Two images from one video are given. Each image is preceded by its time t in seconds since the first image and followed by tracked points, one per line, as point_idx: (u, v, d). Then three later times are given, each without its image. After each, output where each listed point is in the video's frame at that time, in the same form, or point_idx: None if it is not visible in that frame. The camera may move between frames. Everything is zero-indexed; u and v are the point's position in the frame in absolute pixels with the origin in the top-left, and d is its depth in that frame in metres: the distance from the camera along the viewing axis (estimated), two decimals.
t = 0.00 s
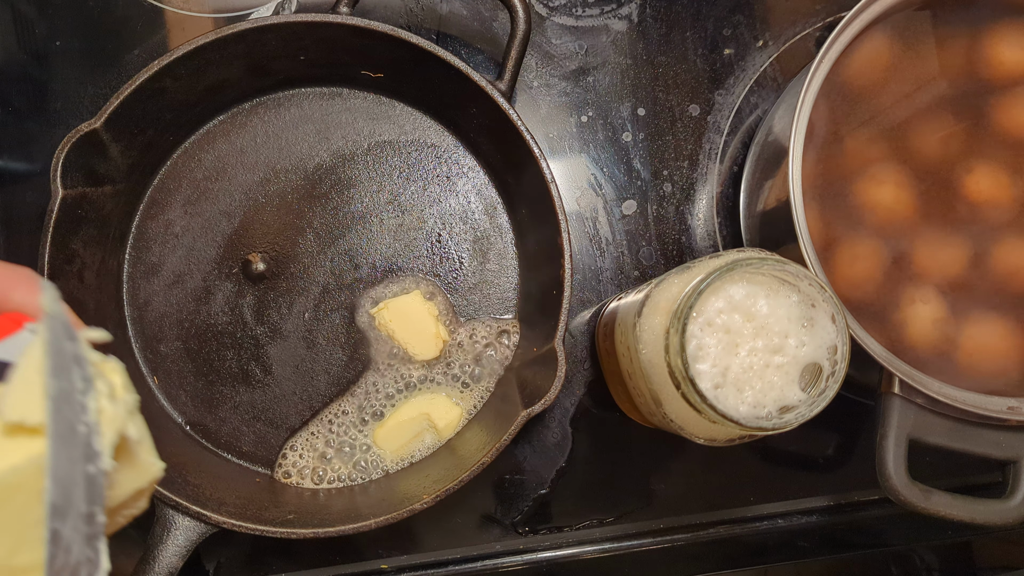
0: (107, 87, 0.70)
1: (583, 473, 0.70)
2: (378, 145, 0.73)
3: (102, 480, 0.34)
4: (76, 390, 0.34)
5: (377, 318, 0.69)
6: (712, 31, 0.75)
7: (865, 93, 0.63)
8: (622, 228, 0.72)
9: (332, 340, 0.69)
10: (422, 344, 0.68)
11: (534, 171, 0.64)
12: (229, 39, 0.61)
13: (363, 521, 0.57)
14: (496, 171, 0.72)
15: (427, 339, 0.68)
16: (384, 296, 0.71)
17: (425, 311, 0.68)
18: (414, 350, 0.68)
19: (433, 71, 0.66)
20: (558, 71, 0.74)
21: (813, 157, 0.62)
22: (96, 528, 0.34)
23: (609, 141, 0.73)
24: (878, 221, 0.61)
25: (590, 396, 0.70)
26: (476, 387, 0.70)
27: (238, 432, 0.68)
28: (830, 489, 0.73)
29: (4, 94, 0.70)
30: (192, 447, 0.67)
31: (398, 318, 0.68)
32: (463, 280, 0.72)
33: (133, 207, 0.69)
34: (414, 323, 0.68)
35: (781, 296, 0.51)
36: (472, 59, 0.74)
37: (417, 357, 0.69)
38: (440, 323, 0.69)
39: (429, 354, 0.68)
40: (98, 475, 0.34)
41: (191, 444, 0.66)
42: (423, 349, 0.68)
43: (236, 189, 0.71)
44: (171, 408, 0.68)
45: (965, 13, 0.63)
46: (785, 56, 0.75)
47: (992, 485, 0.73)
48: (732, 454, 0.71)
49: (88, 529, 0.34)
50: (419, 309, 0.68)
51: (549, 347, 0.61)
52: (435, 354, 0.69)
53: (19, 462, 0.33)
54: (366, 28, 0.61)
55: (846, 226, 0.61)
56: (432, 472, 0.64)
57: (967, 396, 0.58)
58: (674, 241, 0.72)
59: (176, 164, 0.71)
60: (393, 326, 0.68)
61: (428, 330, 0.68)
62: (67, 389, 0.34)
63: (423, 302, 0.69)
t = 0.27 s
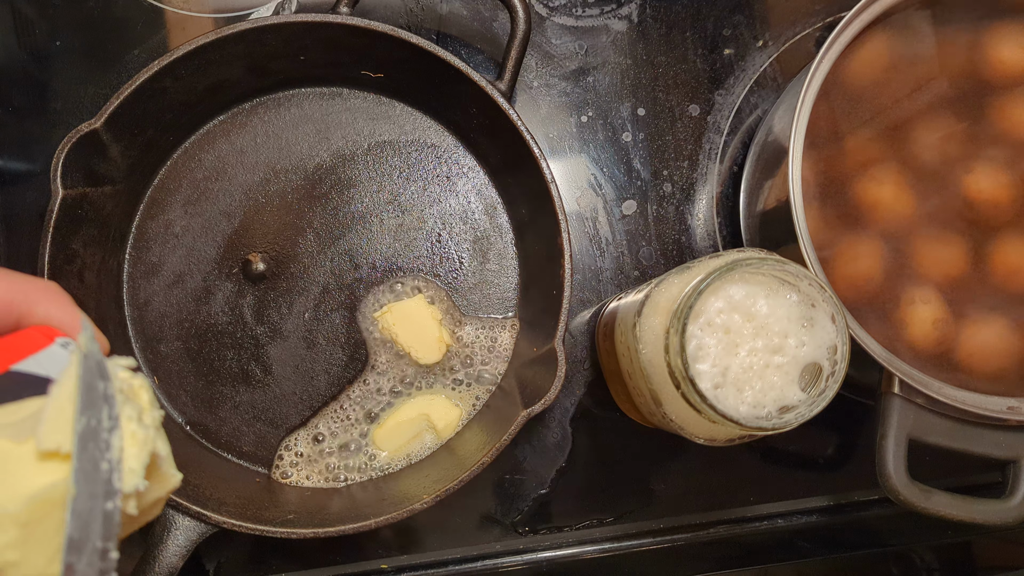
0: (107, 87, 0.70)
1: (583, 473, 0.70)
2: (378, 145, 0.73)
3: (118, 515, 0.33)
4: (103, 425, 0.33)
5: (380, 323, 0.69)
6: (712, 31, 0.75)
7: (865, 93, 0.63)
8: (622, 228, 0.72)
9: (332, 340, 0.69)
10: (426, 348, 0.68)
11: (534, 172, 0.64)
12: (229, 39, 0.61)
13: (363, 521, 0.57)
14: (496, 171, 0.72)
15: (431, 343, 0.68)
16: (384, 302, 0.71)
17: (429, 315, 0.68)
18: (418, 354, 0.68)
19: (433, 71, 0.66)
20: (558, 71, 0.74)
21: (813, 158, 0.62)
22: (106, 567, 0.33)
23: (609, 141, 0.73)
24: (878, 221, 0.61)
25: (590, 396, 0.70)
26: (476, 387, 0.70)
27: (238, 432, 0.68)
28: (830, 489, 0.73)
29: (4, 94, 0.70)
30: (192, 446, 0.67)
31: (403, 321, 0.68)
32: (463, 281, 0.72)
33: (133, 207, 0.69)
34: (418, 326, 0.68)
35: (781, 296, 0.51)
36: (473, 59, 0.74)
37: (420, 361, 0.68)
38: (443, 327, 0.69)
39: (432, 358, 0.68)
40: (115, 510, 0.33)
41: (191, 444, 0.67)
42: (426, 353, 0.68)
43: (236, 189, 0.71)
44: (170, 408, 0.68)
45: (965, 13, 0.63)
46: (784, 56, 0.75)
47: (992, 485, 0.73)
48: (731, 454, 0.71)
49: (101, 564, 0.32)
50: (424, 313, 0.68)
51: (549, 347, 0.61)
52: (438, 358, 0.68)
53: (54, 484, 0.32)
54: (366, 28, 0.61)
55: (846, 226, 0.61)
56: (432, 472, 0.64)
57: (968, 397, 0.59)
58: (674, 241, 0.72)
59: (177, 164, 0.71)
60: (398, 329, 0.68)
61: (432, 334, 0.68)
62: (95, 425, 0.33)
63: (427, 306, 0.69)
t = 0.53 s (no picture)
0: (107, 87, 0.70)
1: (583, 472, 0.70)
2: (378, 145, 0.73)
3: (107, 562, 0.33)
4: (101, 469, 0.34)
5: (382, 326, 0.69)
6: (712, 31, 0.75)
7: (865, 93, 0.63)
8: (622, 228, 0.72)
9: (332, 340, 0.69)
10: (428, 351, 0.69)
11: (534, 171, 0.64)
12: (228, 39, 0.61)
13: (363, 521, 0.57)
14: (496, 171, 0.72)
15: (433, 346, 0.69)
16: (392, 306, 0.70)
17: (431, 319, 0.69)
18: (420, 357, 0.69)
19: (433, 71, 0.66)
20: (558, 71, 0.74)
21: (813, 158, 0.62)
22: None
23: (609, 141, 0.73)
24: (878, 221, 0.61)
25: (590, 396, 0.70)
26: (476, 387, 0.70)
27: (238, 432, 0.68)
28: (830, 489, 0.73)
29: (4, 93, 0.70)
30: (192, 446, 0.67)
31: (406, 324, 0.69)
32: (463, 280, 0.72)
33: (133, 207, 0.69)
34: (421, 330, 0.68)
35: (781, 296, 0.51)
36: (472, 59, 0.74)
37: (421, 364, 0.69)
38: (446, 331, 0.70)
39: (434, 361, 0.69)
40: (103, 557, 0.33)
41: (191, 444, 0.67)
42: (429, 356, 0.69)
43: (236, 189, 0.71)
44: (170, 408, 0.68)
45: (965, 13, 0.63)
46: (785, 56, 0.75)
47: (992, 485, 0.73)
48: (732, 454, 0.71)
49: None
50: (426, 316, 0.69)
51: (549, 347, 0.61)
52: (440, 362, 0.69)
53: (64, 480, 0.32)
54: (366, 28, 0.61)
55: (846, 226, 0.61)
56: (431, 472, 0.64)
57: (967, 396, 0.58)
58: (674, 241, 0.72)
59: (177, 164, 0.71)
60: (400, 332, 0.68)
61: (434, 337, 0.69)
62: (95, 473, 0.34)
63: (430, 311, 0.70)
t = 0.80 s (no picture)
0: (107, 87, 0.70)
1: (582, 473, 0.70)
2: (378, 145, 0.73)
3: None
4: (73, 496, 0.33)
5: (386, 329, 0.69)
6: (712, 31, 0.75)
7: (865, 93, 0.63)
8: (622, 228, 0.72)
9: (332, 340, 0.69)
10: (431, 353, 0.69)
11: (534, 172, 0.64)
12: (229, 39, 0.61)
13: (363, 521, 0.57)
14: (497, 171, 0.72)
15: (436, 348, 0.69)
16: (391, 307, 0.70)
17: (434, 321, 0.69)
18: (423, 358, 0.69)
19: (433, 72, 0.66)
20: (558, 71, 0.74)
21: (813, 158, 0.62)
22: None
23: (609, 141, 0.73)
24: (878, 221, 0.61)
25: (590, 396, 0.70)
26: (475, 388, 0.70)
27: (238, 432, 0.68)
28: (830, 489, 0.73)
29: (4, 94, 0.69)
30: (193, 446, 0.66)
31: (408, 326, 0.69)
32: (463, 280, 0.72)
33: (133, 207, 0.69)
34: (423, 332, 0.69)
35: (781, 296, 0.51)
36: (472, 58, 0.74)
37: (424, 365, 0.69)
38: (448, 332, 0.70)
39: (437, 363, 0.69)
40: None
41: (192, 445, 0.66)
42: (431, 358, 0.69)
43: (236, 189, 0.71)
44: (170, 408, 0.68)
45: (965, 13, 0.63)
46: (784, 56, 0.75)
47: (992, 486, 0.73)
48: (732, 454, 0.71)
49: None
50: (429, 318, 0.69)
51: (549, 347, 0.61)
52: (443, 363, 0.69)
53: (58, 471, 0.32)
54: (366, 28, 0.61)
55: (846, 225, 0.61)
56: (431, 472, 0.64)
57: (967, 396, 0.58)
58: (674, 241, 0.72)
59: (177, 164, 0.71)
60: (403, 335, 0.68)
61: (437, 339, 0.69)
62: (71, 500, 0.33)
63: (432, 312, 0.70)
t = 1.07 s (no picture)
0: (107, 87, 0.70)
1: (582, 473, 0.70)
2: (378, 145, 0.73)
3: None
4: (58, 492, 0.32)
5: (389, 332, 0.69)
6: (712, 31, 0.75)
7: (865, 93, 0.63)
8: (622, 228, 0.72)
9: (332, 340, 0.69)
10: (433, 355, 0.69)
11: (534, 172, 0.64)
12: (229, 39, 0.61)
13: (363, 521, 0.57)
14: (496, 171, 0.72)
15: (438, 350, 0.69)
16: (393, 309, 0.70)
17: (436, 323, 0.70)
18: (425, 361, 0.69)
19: (433, 72, 0.66)
20: (558, 71, 0.74)
21: (813, 158, 0.62)
22: None
23: (609, 141, 0.73)
24: (878, 220, 0.61)
25: (590, 396, 0.70)
26: (475, 388, 0.70)
27: (238, 431, 0.68)
28: (830, 489, 0.73)
29: (4, 94, 0.69)
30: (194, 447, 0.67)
31: (410, 329, 0.69)
32: (463, 280, 0.72)
33: (133, 207, 0.69)
34: (425, 334, 0.69)
35: (781, 296, 0.51)
36: (472, 59, 0.74)
37: (426, 368, 0.69)
38: (451, 334, 0.70)
39: (440, 365, 0.69)
40: None
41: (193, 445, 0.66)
42: (434, 360, 0.69)
43: (236, 189, 0.71)
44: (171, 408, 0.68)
45: (965, 13, 0.63)
46: (785, 56, 0.75)
47: (991, 485, 0.73)
48: (732, 454, 0.71)
49: None
50: (431, 321, 0.69)
51: (550, 347, 0.61)
52: (446, 366, 0.69)
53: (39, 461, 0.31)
54: (366, 28, 0.61)
55: (845, 225, 0.61)
56: (432, 472, 0.64)
57: (967, 396, 0.59)
58: (674, 241, 0.72)
59: (177, 164, 0.71)
60: (405, 338, 0.69)
61: (439, 341, 0.69)
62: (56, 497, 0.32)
63: (435, 315, 0.70)
